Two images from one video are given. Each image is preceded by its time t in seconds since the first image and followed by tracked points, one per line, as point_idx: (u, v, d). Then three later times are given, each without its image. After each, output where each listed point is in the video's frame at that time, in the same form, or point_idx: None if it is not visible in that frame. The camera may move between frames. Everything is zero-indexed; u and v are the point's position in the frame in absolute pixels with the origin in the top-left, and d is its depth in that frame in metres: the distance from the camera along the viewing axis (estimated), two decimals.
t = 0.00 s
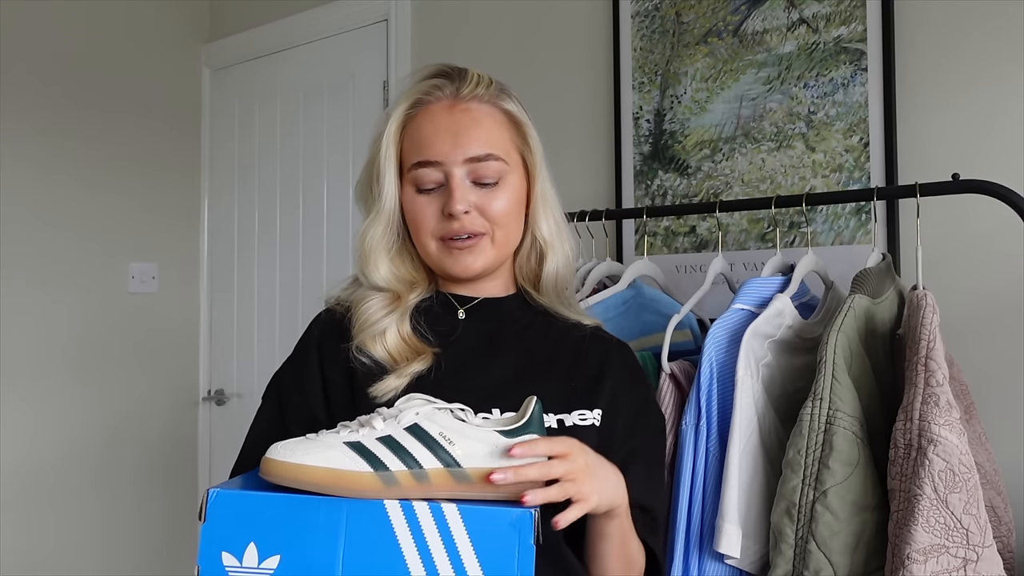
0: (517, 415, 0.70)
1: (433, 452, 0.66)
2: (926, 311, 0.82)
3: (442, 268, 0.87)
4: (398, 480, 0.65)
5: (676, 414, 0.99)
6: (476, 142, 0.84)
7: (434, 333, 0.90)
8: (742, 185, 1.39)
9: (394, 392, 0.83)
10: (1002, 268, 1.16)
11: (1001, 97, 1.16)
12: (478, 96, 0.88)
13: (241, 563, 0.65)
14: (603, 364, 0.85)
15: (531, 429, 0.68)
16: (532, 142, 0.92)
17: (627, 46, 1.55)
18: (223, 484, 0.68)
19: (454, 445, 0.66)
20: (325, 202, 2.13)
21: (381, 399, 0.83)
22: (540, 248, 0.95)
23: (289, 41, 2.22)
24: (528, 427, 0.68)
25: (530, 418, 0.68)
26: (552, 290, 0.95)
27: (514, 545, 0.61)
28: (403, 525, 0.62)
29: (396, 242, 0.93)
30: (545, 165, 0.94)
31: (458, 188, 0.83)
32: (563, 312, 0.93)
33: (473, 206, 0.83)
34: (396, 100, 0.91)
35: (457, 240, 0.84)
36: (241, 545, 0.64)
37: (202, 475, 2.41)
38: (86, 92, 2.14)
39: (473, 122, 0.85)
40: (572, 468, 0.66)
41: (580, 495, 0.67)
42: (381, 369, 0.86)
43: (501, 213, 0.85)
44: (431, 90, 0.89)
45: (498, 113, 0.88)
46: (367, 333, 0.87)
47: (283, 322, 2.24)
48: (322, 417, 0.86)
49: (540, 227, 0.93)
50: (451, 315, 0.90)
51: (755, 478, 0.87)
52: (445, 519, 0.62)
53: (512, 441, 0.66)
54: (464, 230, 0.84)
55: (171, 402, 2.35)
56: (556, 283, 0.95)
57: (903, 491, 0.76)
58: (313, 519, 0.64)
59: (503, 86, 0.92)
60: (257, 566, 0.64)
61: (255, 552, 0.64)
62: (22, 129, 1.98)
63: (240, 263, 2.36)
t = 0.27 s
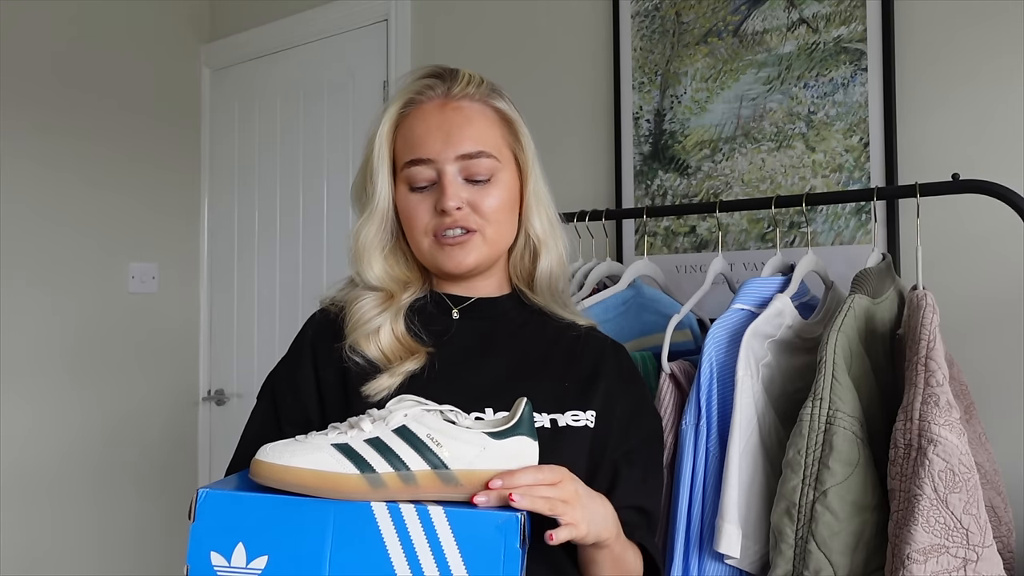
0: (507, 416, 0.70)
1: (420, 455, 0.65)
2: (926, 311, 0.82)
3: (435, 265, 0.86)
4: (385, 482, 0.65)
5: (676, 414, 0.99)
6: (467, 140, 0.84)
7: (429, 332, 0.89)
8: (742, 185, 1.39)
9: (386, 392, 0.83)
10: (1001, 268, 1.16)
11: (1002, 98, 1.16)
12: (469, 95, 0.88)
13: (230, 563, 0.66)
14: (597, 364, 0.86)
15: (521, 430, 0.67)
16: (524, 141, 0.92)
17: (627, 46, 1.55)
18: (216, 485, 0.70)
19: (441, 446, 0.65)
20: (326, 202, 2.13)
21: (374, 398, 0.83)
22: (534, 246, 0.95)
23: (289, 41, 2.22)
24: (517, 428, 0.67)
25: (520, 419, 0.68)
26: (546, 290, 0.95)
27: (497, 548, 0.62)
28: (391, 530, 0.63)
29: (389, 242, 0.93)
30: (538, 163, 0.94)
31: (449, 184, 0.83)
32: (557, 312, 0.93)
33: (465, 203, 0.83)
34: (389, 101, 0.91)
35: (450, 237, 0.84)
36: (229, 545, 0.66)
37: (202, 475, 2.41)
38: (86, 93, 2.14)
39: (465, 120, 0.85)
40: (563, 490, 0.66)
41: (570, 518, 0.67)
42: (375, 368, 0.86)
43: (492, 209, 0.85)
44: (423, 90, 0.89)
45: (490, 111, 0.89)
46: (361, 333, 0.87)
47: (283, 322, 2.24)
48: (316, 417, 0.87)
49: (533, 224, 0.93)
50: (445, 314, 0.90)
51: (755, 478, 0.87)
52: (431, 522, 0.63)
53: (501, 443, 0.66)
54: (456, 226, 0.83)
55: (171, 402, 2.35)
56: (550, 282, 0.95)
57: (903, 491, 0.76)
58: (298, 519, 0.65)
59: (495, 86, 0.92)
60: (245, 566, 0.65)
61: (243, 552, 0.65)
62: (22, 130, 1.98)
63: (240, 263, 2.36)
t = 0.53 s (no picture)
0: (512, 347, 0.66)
1: (434, 421, 0.65)
2: (926, 311, 0.82)
3: (431, 264, 0.86)
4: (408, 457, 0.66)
5: (676, 414, 0.99)
6: (463, 137, 0.84)
7: (423, 332, 0.89)
8: (742, 185, 1.39)
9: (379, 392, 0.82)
10: (1001, 267, 1.16)
11: (1002, 98, 1.16)
12: (464, 94, 0.88)
13: (227, 558, 0.66)
14: (590, 362, 0.86)
15: (527, 364, 0.64)
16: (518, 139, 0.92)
17: (627, 46, 1.55)
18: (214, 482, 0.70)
19: (453, 408, 0.64)
20: (325, 202, 2.13)
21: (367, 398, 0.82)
22: (526, 246, 0.95)
23: (289, 40, 2.22)
24: (523, 361, 0.64)
25: (523, 355, 0.65)
26: (539, 288, 0.95)
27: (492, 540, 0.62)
28: (387, 524, 0.63)
29: (385, 240, 0.93)
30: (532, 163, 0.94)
31: (446, 181, 0.82)
32: (551, 310, 0.93)
33: (461, 199, 0.83)
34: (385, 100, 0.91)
35: (446, 234, 0.83)
36: (226, 540, 0.66)
37: (202, 475, 2.41)
38: (87, 92, 2.14)
39: (460, 118, 0.85)
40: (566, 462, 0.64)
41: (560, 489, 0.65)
42: (369, 368, 0.86)
43: (488, 207, 0.85)
44: (419, 89, 0.89)
45: (484, 110, 0.89)
46: (355, 332, 0.87)
47: (283, 321, 2.24)
48: (312, 417, 0.86)
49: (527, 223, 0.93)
50: (440, 314, 0.90)
51: (755, 478, 0.87)
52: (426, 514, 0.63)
53: (510, 385, 0.64)
54: (452, 223, 0.83)
55: (171, 402, 2.35)
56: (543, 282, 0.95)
57: (903, 491, 0.76)
58: (294, 514, 0.65)
59: (489, 86, 0.92)
60: (241, 561, 0.66)
61: (239, 548, 0.66)
62: (22, 130, 1.98)
63: (240, 263, 2.36)
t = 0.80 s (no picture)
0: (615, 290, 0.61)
1: (510, 326, 0.56)
2: (926, 311, 0.82)
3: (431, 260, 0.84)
4: (466, 347, 0.56)
5: (676, 414, 0.99)
6: (468, 134, 0.84)
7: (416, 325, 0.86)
8: (742, 184, 1.38)
9: (370, 389, 0.81)
10: (1001, 268, 1.16)
11: (1002, 98, 1.16)
12: (469, 96, 0.89)
13: (213, 551, 0.60)
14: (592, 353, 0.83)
15: (625, 311, 0.59)
16: (516, 144, 0.92)
17: (627, 46, 1.55)
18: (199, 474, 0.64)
19: (535, 318, 0.56)
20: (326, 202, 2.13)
21: (359, 395, 0.82)
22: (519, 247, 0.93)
23: (289, 41, 2.22)
24: (622, 308, 0.59)
25: (626, 300, 0.59)
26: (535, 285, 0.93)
27: (485, 531, 0.57)
28: (371, 518, 0.58)
29: (386, 235, 0.92)
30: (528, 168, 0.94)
31: (451, 175, 0.82)
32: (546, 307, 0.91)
33: (466, 194, 0.82)
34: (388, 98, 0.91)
35: (449, 228, 0.82)
36: (212, 532, 0.60)
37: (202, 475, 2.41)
38: (87, 93, 2.14)
39: (465, 116, 0.86)
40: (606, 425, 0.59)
41: (584, 441, 0.61)
42: (361, 363, 0.85)
43: (490, 204, 0.84)
44: (424, 88, 0.89)
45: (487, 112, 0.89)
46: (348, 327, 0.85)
47: (283, 321, 2.24)
48: (307, 411, 0.87)
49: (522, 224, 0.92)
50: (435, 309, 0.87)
51: (755, 478, 0.87)
52: (411, 505, 0.58)
53: (603, 323, 0.57)
54: (456, 217, 0.82)
55: (171, 402, 2.35)
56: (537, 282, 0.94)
57: (903, 491, 0.76)
58: (284, 503, 0.60)
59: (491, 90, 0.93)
60: (229, 554, 0.60)
61: (226, 539, 0.60)
62: (23, 130, 1.98)
63: (240, 263, 2.36)
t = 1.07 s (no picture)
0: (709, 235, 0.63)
1: (602, 260, 0.59)
2: (926, 311, 0.82)
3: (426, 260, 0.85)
4: (555, 282, 0.58)
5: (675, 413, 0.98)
6: (464, 135, 0.84)
7: (408, 327, 0.89)
8: (742, 184, 1.38)
9: (358, 388, 0.82)
10: (1001, 268, 1.16)
11: (1002, 98, 1.16)
12: (468, 97, 0.88)
13: (183, 547, 0.60)
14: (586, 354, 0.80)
15: (723, 251, 0.60)
16: (514, 147, 0.92)
17: (627, 46, 1.55)
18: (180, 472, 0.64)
19: (626, 253, 0.59)
20: (325, 202, 2.13)
21: (347, 394, 0.83)
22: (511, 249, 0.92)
23: (289, 41, 2.22)
24: (721, 248, 0.61)
25: (724, 240, 0.61)
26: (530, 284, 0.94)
27: (440, 532, 0.56)
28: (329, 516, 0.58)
29: (382, 236, 0.93)
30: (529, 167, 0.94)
31: (446, 177, 0.82)
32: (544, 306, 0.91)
33: (460, 196, 0.82)
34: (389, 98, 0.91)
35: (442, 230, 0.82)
36: (183, 528, 0.60)
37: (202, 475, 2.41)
38: (87, 92, 2.14)
39: (463, 118, 0.85)
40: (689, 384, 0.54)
41: (657, 398, 0.54)
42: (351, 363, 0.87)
43: (486, 205, 0.84)
44: (425, 88, 0.90)
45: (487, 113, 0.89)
46: (340, 329, 0.88)
47: (283, 321, 2.24)
48: (299, 410, 0.87)
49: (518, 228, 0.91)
50: (428, 309, 0.88)
51: (755, 478, 0.87)
52: (368, 504, 0.57)
53: (699, 260, 0.59)
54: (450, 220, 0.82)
55: (171, 402, 2.35)
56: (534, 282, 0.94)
57: (903, 491, 0.76)
58: (249, 501, 0.59)
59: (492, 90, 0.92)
60: (198, 550, 0.60)
61: (197, 536, 0.60)
62: (22, 130, 1.98)
63: (240, 263, 2.36)
